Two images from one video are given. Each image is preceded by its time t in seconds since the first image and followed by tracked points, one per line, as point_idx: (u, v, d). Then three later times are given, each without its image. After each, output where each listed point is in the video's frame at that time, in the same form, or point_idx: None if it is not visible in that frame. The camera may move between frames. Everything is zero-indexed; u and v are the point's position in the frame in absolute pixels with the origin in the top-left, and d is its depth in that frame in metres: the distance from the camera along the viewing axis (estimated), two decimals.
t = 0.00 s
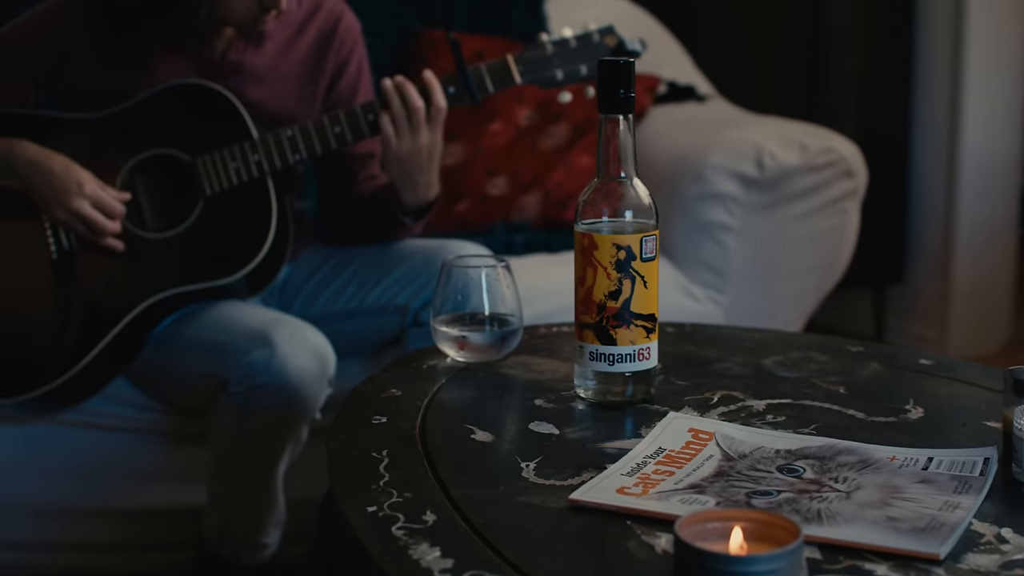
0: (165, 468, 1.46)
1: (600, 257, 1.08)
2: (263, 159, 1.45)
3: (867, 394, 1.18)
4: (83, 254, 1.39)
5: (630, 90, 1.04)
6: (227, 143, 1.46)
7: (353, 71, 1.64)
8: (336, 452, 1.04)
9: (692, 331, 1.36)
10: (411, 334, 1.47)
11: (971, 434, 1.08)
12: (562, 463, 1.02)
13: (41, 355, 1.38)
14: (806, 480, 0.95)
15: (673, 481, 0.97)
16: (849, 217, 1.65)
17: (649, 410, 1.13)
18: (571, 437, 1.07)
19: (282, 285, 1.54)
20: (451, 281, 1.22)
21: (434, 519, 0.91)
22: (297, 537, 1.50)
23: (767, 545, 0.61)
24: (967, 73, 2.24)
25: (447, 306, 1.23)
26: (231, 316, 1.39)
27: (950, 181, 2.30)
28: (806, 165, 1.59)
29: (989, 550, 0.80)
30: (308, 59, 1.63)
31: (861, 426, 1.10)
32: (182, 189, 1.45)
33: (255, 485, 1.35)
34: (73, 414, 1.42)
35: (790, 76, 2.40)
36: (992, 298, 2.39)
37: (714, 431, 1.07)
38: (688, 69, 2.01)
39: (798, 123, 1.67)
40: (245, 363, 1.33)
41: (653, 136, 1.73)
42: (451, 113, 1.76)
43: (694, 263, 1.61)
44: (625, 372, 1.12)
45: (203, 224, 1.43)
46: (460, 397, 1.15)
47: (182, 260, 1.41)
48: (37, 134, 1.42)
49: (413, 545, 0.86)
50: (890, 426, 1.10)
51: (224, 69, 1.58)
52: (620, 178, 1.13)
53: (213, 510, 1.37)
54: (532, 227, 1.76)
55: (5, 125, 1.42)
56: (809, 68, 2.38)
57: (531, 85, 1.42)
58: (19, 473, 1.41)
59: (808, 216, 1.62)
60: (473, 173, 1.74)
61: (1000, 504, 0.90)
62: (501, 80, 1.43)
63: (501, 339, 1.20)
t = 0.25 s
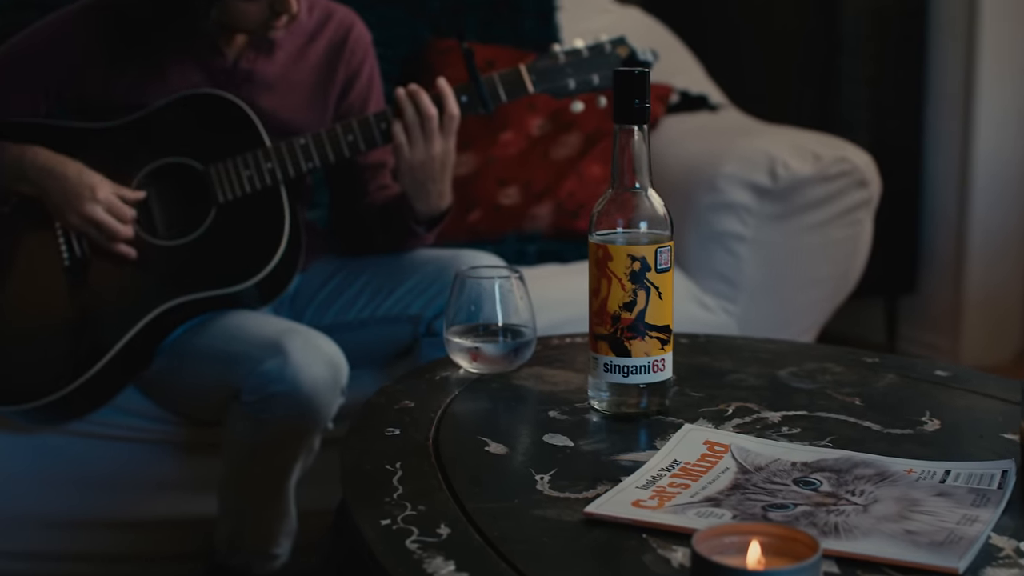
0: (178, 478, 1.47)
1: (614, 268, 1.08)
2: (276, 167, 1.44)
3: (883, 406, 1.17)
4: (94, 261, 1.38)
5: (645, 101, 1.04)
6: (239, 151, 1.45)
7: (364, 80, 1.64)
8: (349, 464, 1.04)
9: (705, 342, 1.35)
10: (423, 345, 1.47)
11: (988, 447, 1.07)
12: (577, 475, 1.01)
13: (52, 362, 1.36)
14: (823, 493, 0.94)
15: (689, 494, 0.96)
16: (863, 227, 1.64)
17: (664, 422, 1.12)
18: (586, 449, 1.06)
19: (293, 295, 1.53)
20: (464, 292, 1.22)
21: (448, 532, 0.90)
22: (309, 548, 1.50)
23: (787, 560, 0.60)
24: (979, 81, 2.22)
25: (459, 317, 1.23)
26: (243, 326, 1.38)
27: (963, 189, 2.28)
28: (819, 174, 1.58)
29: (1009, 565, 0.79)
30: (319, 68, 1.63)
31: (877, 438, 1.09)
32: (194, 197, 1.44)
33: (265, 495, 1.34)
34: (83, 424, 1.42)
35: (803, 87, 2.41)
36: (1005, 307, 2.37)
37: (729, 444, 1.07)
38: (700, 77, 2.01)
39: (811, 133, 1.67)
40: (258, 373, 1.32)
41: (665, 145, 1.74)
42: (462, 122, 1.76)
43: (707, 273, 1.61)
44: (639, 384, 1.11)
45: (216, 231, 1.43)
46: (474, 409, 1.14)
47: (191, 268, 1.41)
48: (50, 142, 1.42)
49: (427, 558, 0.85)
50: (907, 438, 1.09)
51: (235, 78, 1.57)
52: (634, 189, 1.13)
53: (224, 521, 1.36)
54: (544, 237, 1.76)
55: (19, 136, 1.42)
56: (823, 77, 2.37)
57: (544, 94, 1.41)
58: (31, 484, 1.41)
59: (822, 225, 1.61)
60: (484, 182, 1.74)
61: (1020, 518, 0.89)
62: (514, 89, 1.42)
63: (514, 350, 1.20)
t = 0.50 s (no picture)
0: (195, 489, 1.46)
1: (635, 280, 1.05)
2: (293, 177, 1.43)
3: (905, 420, 1.16)
4: (112, 270, 1.38)
5: (666, 112, 1.02)
6: (257, 162, 1.45)
7: (382, 91, 1.64)
8: (369, 479, 1.02)
9: (724, 354, 1.34)
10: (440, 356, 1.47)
11: (1013, 462, 1.05)
12: (597, 490, 0.99)
13: (68, 375, 1.36)
14: (846, 509, 0.93)
15: (711, 509, 0.94)
16: (881, 238, 1.64)
17: (684, 435, 1.11)
18: (606, 463, 1.05)
19: (310, 305, 1.52)
20: (483, 303, 1.21)
21: (469, 546, 0.89)
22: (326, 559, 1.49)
23: None
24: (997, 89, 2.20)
25: (478, 329, 1.22)
26: (261, 337, 1.38)
27: (980, 198, 2.26)
28: (838, 186, 1.58)
29: None
30: (336, 79, 1.62)
31: (900, 452, 1.08)
32: (211, 207, 1.44)
33: (282, 506, 1.33)
34: (100, 436, 1.43)
35: (819, 99, 2.43)
36: None
37: (751, 458, 1.05)
38: (718, 87, 2.01)
39: (829, 144, 1.67)
40: (276, 384, 1.32)
41: (683, 156, 1.74)
42: (480, 132, 1.77)
43: (725, 284, 1.60)
44: (659, 398, 1.09)
45: (233, 241, 1.43)
46: (493, 422, 1.14)
47: (206, 279, 1.40)
48: (67, 151, 1.43)
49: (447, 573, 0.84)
50: (929, 453, 1.08)
51: (253, 88, 1.56)
52: (655, 202, 1.10)
53: (240, 531, 1.35)
54: (561, 248, 1.74)
55: (36, 146, 1.43)
56: (840, 87, 2.38)
57: (562, 104, 1.41)
58: (49, 494, 1.42)
59: (842, 236, 1.61)
60: (502, 192, 1.74)
61: None
62: (531, 98, 1.41)
63: (534, 363, 1.19)
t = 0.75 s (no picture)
0: (209, 500, 1.46)
1: (654, 292, 1.04)
2: (308, 189, 1.43)
3: (926, 433, 1.15)
4: (125, 284, 1.38)
5: (686, 124, 1.00)
6: (273, 173, 1.44)
7: (399, 103, 1.64)
8: (386, 492, 1.01)
9: (742, 367, 1.33)
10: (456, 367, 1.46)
11: None
12: (617, 504, 0.98)
13: (81, 391, 1.36)
14: (868, 524, 0.92)
15: (732, 524, 0.93)
16: (898, 249, 1.62)
17: (703, 448, 1.10)
18: (626, 477, 1.04)
19: (325, 316, 1.52)
20: (500, 315, 1.21)
21: (488, 561, 0.88)
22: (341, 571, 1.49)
23: None
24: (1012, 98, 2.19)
25: (496, 341, 1.21)
26: (277, 348, 1.37)
27: (996, 208, 2.24)
28: (855, 197, 1.57)
29: None
30: (354, 91, 1.63)
31: (921, 466, 1.06)
32: (226, 219, 1.43)
33: (297, 517, 1.32)
34: (115, 446, 1.42)
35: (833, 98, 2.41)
36: None
37: (772, 472, 1.04)
38: (734, 98, 2.01)
39: (846, 155, 1.66)
40: (291, 396, 1.31)
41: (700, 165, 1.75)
42: (497, 142, 1.76)
43: (741, 296, 1.60)
44: (678, 411, 1.08)
45: (249, 252, 1.42)
46: (510, 435, 1.13)
47: (220, 293, 1.40)
48: (80, 164, 1.43)
49: None
50: (950, 467, 1.06)
51: (271, 102, 1.57)
52: (674, 213, 1.08)
53: (253, 543, 1.33)
54: (578, 258, 1.74)
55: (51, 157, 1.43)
56: (855, 96, 2.37)
57: (578, 114, 1.40)
58: (60, 504, 1.42)
59: (859, 248, 1.60)
60: (518, 203, 1.74)
61: None
62: (548, 109, 1.41)
63: (551, 375, 1.18)
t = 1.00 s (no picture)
0: (218, 512, 1.45)
1: (666, 305, 1.02)
2: (318, 201, 1.43)
3: (940, 447, 1.13)
4: (136, 296, 1.38)
5: (700, 137, 0.99)
6: (283, 185, 1.44)
7: (409, 113, 1.64)
8: (398, 506, 1.00)
9: (754, 380, 1.33)
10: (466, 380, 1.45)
11: None
12: (630, 519, 0.97)
13: (92, 403, 1.37)
14: (884, 539, 0.91)
15: (746, 539, 0.92)
16: (909, 261, 1.63)
17: (716, 463, 1.09)
18: (639, 491, 1.03)
19: (335, 328, 1.51)
20: (512, 328, 1.20)
21: None
22: None
23: None
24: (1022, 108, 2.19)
25: (507, 354, 1.21)
26: (286, 361, 1.37)
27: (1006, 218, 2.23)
28: (866, 209, 1.57)
29: None
30: (363, 101, 1.62)
31: (935, 480, 1.05)
32: (236, 232, 1.42)
33: (309, 529, 1.31)
34: (124, 458, 1.40)
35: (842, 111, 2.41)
36: None
37: (786, 486, 1.03)
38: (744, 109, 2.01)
39: (857, 166, 1.67)
40: (301, 409, 1.31)
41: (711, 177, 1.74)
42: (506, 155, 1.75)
43: (752, 308, 1.59)
44: (691, 424, 1.06)
45: (259, 264, 1.42)
46: (522, 449, 1.12)
47: (229, 304, 1.40)
48: (91, 173, 1.42)
49: None
50: (965, 481, 1.05)
51: (281, 111, 1.57)
52: (687, 226, 1.07)
53: (263, 556, 1.32)
54: (587, 270, 1.74)
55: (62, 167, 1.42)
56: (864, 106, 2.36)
57: (590, 126, 1.39)
58: (70, 517, 1.39)
59: (870, 259, 1.60)
60: (528, 215, 1.73)
61: None
62: (558, 120, 1.41)
63: (563, 389, 1.18)
